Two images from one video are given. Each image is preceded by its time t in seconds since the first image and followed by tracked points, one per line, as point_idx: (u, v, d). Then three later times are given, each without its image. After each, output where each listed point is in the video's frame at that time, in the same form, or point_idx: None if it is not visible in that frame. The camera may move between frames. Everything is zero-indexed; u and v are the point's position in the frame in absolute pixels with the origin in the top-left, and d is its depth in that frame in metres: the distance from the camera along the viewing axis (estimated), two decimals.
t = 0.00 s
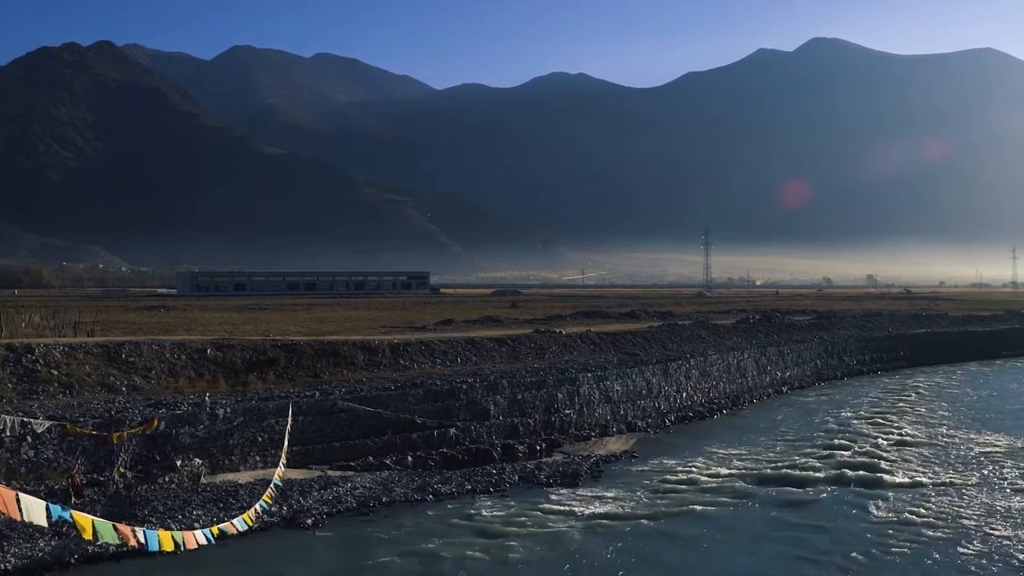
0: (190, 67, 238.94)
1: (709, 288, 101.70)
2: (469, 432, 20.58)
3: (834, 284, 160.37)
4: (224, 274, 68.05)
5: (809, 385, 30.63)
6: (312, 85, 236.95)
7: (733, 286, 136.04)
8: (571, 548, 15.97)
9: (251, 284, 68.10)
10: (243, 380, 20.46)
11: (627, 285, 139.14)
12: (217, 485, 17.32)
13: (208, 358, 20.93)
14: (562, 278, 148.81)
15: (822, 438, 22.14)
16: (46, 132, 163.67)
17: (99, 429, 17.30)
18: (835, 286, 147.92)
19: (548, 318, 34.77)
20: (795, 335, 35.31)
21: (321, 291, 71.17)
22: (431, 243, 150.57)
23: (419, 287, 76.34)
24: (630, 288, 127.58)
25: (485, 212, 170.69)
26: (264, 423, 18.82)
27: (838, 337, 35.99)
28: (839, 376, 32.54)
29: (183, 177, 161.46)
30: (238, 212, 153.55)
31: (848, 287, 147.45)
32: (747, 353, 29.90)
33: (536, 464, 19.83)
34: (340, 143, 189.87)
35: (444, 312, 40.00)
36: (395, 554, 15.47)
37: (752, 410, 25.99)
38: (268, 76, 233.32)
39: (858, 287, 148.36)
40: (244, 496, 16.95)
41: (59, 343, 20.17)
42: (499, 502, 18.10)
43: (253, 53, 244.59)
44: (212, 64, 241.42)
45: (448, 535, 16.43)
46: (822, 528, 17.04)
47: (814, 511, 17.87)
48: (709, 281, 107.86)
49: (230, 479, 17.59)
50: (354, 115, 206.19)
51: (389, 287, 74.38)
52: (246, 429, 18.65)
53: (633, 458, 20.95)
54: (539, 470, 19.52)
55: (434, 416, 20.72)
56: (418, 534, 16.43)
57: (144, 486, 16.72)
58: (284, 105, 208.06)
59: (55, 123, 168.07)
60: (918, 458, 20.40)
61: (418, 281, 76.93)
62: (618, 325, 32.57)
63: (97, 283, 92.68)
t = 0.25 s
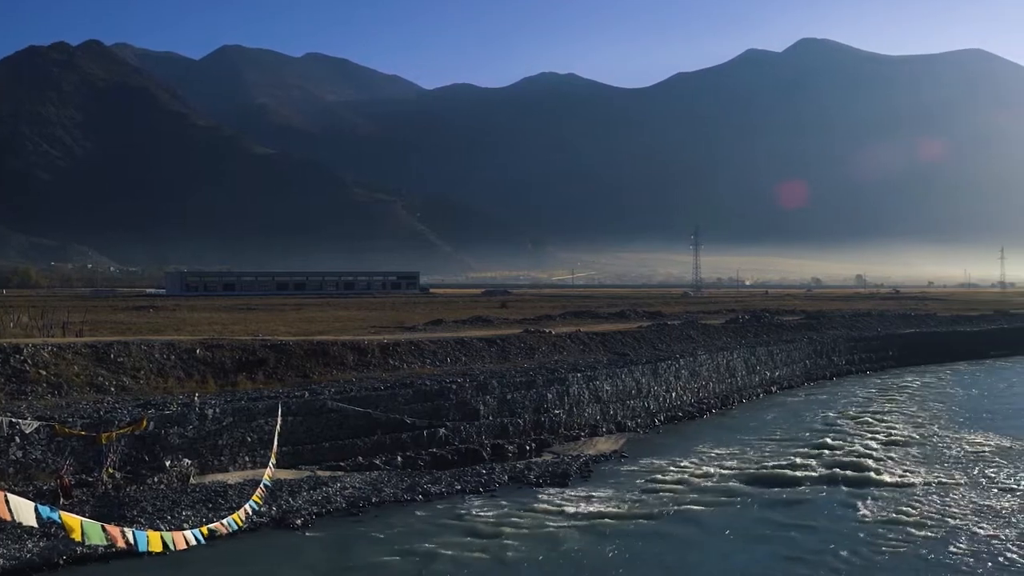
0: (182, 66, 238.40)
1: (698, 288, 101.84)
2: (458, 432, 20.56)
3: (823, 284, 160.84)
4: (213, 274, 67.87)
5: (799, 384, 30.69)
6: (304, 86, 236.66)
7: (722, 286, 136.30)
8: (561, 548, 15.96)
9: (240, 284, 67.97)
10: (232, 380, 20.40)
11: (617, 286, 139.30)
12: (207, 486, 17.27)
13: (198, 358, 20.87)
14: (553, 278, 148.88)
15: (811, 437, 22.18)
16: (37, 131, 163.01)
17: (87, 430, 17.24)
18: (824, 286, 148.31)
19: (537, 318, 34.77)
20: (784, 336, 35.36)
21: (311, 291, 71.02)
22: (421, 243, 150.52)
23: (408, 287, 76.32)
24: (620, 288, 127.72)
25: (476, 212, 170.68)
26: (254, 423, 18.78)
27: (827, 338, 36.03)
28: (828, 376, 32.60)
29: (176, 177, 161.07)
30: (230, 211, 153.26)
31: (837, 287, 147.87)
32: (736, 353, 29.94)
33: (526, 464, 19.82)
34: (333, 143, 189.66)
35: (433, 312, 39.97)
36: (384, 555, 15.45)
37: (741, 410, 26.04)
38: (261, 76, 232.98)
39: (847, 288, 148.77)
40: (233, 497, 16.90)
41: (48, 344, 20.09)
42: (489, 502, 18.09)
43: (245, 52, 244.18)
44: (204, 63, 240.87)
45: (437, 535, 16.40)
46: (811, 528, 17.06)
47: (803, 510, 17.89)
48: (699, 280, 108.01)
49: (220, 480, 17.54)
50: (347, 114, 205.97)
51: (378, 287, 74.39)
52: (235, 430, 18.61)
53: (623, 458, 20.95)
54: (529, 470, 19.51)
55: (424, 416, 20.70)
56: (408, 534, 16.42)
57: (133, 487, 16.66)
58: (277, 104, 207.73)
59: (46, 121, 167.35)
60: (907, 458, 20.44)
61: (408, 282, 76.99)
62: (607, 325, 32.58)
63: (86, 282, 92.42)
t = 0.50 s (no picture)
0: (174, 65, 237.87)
1: (687, 288, 102.04)
2: (448, 432, 20.54)
3: (812, 284, 161.48)
4: (202, 274, 67.67)
5: (787, 384, 30.75)
6: (297, 85, 236.38)
7: (711, 287, 136.63)
8: (551, 548, 15.95)
9: (229, 284, 67.83)
10: (220, 381, 20.35)
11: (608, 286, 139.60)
12: (196, 486, 17.22)
13: (186, 358, 20.80)
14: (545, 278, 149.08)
15: (800, 437, 22.22)
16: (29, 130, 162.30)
17: (76, 430, 17.17)
18: (813, 287, 148.91)
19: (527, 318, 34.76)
20: (773, 335, 35.43)
21: (300, 291, 70.87)
22: (410, 244, 150.54)
23: (398, 287, 76.30)
24: (610, 288, 127.93)
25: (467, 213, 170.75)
26: (243, 423, 18.73)
27: (816, 338, 36.09)
28: (816, 376, 32.68)
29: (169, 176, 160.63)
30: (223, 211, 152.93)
31: (826, 288, 148.46)
32: (725, 353, 29.98)
33: (515, 464, 19.82)
34: (327, 143, 189.47)
35: (422, 312, 39.94)
36: (374, 555, 15.44)
37: (730, 410, 26.08)
38: (253, 75, 232.41)
39: (836, 288, 149.40)
40: (222, 497, 16.84)
41: (36, 344, 20.01)
42: (479, 502, 18.08)
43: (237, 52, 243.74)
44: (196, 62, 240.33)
45: (427, 536, 16.38)
46: (800, 527, 17.08)
47: (793, 509, 17.92)
48: (688, 281, 108.27)
49: (208, 480, 17.48)
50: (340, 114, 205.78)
51: (367, 287, 74.30)
52: (224, 430, 18.56)
53: (612, 458, 20.96)
54: (518, 470, 19.50)
55: (413, 416, 20.68)
56: (398, 534, 16.40)
57: (122, 487, 16.59)
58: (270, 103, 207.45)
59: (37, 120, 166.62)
60: (895, 457, 20.50)
61: (398, 282, 76.99)
62: (596, 325, 32.59)
63: (74, 283, 92.14)
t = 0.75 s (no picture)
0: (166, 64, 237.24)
1: (676, 287, 102.18)
2: (436, 432, 20.52)
3: (800, 284, 161.99)
4: (190, 274, 67.43)
5: (775, 384, 30.80)
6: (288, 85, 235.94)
7: (699, 287, 136.88)
8: (540, 548, 15.95)
9: (217, 284, 67.61)
10: (208, 381, 20.30)
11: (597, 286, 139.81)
12: (184, 487, 17.17)
13: (174, 358, 20.73)
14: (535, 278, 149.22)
15: (788, 437, 22.26)
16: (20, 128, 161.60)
17: (63, 431, 17.10)
18: (801, 287, 149.39)
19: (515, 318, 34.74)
20: (761, 335, 35.48)
21: (288, 291, 70.66)
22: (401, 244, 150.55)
23: (386, 287, 76.24)
24: (599, 288, 128.05)
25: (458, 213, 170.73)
26: (231, 424, 18.69)
27: (804, 338, 36.14)
28: (805, 376, 32.75)
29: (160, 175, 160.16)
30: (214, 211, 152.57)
31: (814, 288, 148.94)
32: (714, 353, 30.02)
33: (503, 464, 19.81)
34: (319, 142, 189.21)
35: (410, 312, 39.90)
36: (363, 556, 15.41)
37: (718, 409, 26.13)
38: (245, 74, 231.78)
39: (824, 288, 149.91)
40: (210, 498, 16.79)
41: (22, 344, 19.93)
42: (467, 502, 18.08)
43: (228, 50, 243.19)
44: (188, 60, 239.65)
45: (416, 536, 16.37)
46: (788, 527, 17.12)
47: (781, 509, 17.94)
48: (677, 281, 108.46)
49: (196, 481, 17.42)
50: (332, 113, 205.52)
51: (356, 287, 74.17)
52: (212, 430, 18.52)
53: (600, 457, 20.97)
54: (507, 470, 19.50)
55: (402, 417, 20.65)
56: (386, 535, 16.39)
57: (109, 488, 16.53)
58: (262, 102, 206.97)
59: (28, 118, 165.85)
60: (883, 457, 20.55)
61: (386, 281, 76.91)
62: (584, 325, 32.59)
63: (61, 283, 91.78)
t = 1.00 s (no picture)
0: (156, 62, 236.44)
1: (664, 287, 102.43)
2: (424, 432, 20.51)
3: (787, 284, 162.56)
4: (177, 274, 67.20)
5: (762, 384, 30.89)
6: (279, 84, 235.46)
7: (686, 287, 137.14)
8: (526, 547, 15.96)
9: (205, 284, 67.40)
10: (195, 381, 20.24)
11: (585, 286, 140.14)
12: (170, 487, 17.11)
13: (161, 358, 20.66)
14: (524, 278, 149.47)
15: (775, 436, 22.32)
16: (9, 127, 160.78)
17: (49, 431, 17.01)
18: (788, 287, 149.91)
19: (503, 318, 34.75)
20: (748, 335, 35.56)
21: (275, 291, 70.46)
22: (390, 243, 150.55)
23: (373, 287, 76.25)
24: (586, 288, 128.21)
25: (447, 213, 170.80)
26: (217, 424, 18.65)
27: (791, 337, 36.20)
28: (791, 376, 32.86)
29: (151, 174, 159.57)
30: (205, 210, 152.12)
31: (800, 287, 149.51)
32: (701, 353, 30.06)
33: (491, 464, 19.81)
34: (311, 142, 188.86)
35: (398, 312, 39.92)
36: (350, 556, 15.38)
37: (705, 410, 26.18)
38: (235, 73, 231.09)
39: (810, 288, 150.52)
40: (197, 499, 16.76)
41: (8, 344, 19.81)
42: (455, 502, 18.07)
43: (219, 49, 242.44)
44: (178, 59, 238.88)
45: (403, 536, 16.36)
46: (776, 527, 17.15)
47: (768, 509, 17.98)
48: (664, 281, 108.67)
49: (183, 481, 17.36)
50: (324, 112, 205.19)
51: (343, 287, 74.04)
52: (199, 430, 18.47)
53: (587, 457, 20.98)
54: (494, 470, 19.50)
55: (389, 417, 20.62)
56: (374, 535, 16.37)
57: (96, 488, 16.47)
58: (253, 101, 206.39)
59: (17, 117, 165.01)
60: (870, 456, 20.63)
61: (373, 282, 76.81)
62: (571, 325, 32.61)
63: (46, 282, 91.41)
